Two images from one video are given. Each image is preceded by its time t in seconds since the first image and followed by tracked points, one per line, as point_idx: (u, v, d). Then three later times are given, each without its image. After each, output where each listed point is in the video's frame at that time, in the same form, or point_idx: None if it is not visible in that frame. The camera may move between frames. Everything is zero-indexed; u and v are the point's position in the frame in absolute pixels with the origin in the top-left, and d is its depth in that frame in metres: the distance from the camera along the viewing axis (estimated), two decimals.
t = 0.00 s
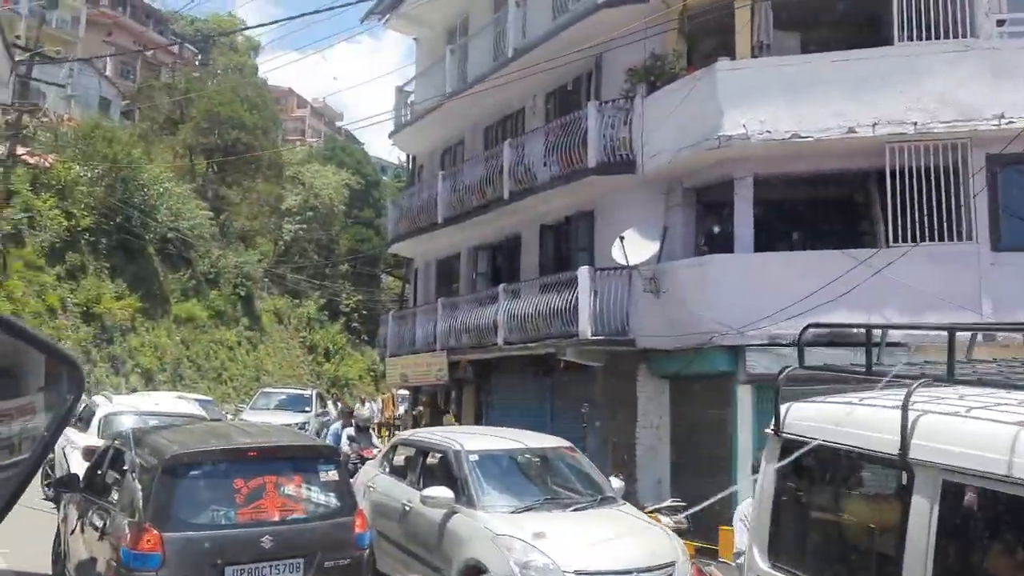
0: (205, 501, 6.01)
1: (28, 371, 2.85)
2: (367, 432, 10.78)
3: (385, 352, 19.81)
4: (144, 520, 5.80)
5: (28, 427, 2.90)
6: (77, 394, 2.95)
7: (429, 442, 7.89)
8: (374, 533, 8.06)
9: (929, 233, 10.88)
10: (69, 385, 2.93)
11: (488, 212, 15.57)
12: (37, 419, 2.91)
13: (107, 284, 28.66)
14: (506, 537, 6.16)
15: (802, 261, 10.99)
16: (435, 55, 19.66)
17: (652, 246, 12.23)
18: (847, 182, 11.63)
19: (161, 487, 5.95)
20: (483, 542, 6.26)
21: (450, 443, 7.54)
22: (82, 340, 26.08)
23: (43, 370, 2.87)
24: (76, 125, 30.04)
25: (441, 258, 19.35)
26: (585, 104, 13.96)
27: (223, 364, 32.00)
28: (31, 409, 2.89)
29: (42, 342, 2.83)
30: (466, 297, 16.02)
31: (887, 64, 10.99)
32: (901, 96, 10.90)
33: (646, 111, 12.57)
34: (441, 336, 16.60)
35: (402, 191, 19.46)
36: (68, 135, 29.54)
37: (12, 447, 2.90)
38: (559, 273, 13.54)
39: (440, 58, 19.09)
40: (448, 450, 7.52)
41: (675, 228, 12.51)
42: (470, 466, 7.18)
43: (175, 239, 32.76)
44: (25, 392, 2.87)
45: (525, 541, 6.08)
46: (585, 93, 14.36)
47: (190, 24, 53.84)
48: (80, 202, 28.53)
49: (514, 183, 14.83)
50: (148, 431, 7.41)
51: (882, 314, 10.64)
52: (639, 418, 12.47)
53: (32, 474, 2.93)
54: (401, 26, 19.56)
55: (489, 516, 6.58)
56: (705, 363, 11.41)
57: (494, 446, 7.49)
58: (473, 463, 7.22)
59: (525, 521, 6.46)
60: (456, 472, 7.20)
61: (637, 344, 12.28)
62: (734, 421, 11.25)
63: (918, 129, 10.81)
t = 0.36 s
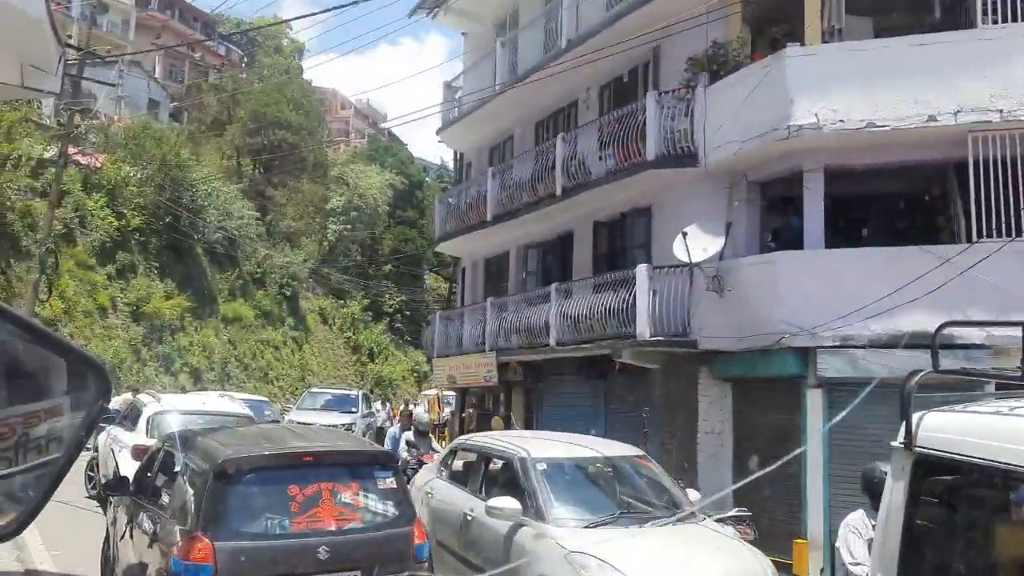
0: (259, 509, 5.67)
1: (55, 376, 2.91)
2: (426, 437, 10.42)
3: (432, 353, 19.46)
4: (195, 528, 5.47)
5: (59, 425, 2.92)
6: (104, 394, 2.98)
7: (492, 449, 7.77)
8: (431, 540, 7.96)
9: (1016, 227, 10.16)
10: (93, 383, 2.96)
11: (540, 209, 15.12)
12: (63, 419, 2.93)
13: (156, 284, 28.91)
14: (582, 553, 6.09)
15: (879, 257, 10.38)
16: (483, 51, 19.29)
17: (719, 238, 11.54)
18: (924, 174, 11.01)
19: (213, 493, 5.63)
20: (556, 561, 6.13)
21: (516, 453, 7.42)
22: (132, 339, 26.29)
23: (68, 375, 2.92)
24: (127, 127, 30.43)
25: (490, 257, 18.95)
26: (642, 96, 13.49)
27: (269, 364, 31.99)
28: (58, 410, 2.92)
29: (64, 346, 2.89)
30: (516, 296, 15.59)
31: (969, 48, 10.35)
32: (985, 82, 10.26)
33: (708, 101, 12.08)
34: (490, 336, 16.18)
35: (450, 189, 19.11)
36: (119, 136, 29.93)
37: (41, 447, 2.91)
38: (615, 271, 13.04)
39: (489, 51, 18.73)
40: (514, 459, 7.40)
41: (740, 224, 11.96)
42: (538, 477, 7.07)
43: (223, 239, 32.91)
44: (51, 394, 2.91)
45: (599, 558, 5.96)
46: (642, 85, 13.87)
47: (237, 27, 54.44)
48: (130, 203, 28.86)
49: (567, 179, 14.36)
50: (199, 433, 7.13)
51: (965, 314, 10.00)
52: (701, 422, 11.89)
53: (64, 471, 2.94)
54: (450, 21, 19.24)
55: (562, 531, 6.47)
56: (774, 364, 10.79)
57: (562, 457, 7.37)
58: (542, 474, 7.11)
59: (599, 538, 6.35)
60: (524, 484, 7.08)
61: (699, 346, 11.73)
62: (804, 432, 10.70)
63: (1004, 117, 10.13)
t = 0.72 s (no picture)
0: (286, 514, 5.31)
1: (72, 378, 2.75)
2: (462, 436, 10.04)
3: (457, 348, 19.07)
4: (219, 535, 5.14)
5: (77, 429, 2.77)
6: (122, 396, 2.82)
7: (526, 448, 7.23)
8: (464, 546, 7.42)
9: None
10: (108, 381, 2.79)
11: (569, 201, 14.72)
12: (81, 423, 2.77)
13: (179, 278, 28.78)
14: (629, 563, 5.58)
15: (931, 250, 9.90)
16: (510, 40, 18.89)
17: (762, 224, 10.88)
18: (976, 162, 10.50)
19: (237, 497, 5.29)
20: (599, 569, 5.67)
21: (553, 452, 6.88)
22: (155, 333, 26.17)
23: (84, 375, 2.76)
24: (150, 120, 30.36)
25: (515, 251, 18.56)
26: (677, 84, 13.05)
27: (291, 359, 31.77)
28: (76, 412, 2.76)
29: (77, 345, 2.74)
30: (545, 290, 15.17)
31: None
32: None
33: (747, 88, 11.61)
34: (517, 331, 15.77)
35: (475, 181, 18.73)
36: (143, 129, 29.89)
37: (59, 450, 2.75)
38: (649, 265, 12.61)
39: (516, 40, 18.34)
40: (550, 460, 6.86)
41: (781, 216, 11.49)
42: (577, 478, 6.53)
43: (246, 233, 32.76)
44: (67, 394, 2.73)
45: (648, 568, 5.47)
46: (677, 72, 13.42)
47: (259, 22, 54.35)
48: (152, 196, 28.77)
49: (598, 170, 13.91)
50: (223, 431, 6.77)
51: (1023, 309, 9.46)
52: (739, 421, 11.46)
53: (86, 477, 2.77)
54: (475, 10, 18.87)
55: (604, 537, 5.95)
56: (819, 362, 10.31)
57: (601, 457, 6.82)
58: (583, 474, 6.56)
59: (646, 545, 5.83)
60: (562, 485, 6.55)
61: (738, 343, 11.27)
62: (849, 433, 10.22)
63: None
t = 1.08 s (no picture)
0: (308, 517, 5.01)
1: (81, 365, 2.72)
2: (496, 435, 9.75)
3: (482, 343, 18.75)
4: (239, 539, 4.85)
5: (86, 421, 2.70)
6: (131, 387, 2.77)
7: (559, 449, 6.76)
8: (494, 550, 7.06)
9: None
10: (118, 374, 2.76)
11: (598, 192, 14.35)
12: (88, 416, 2.70)
13: (203, 272, 28.73)
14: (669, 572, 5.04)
15: (981, 242, 9.46)
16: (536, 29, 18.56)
17: (800, 214, 10.46)
18: None
19: (257, 498, 4.99)
20: None
21: (588, 453, 6.36)
22: (179, 327, 26.12)
23: (93, 367, 2.73)
24: (174, 115, 30.38)
25: (542, 244, 18.22)
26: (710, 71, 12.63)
27: (315, 353, 31.63)
28: (83, 404, 2.70)
29: (85, 336, 2.74)
30: (572, 284, 14.81)
31: None
32: None
33: (785, 75, 11.17)
34: (544, 326, 15.41)
35: (500, 173, 18.42)
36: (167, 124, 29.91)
37: (67, 442, 2.66)
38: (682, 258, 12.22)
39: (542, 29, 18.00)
40: (584, 461, 6.35)
41: (820, 208, 11.06)
42: (613, 480, 6.01)
43: (269, 227, 32.71)
44: (75, 386, 2.69)
45: None
46: (711, 60, 13.03)
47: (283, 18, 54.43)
48: (176, 189, 28.77)
49: (629, 160, 13.53)
50: (244, 427, 6.50)
51: None
52: (776, 420, 11.05)
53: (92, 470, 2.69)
54: None
55: (643, 543, 5.41)
56: (861, 359, 9.85)
57: (638, 458, 6.30)
58: (619, 475, 6.07)
59: (688, 550, 5.30)
60: (597, 488, 6.03)
61: (775, 339, 10.85)
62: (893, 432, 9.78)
63: None
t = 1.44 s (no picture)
0: (332, 521, 4.78)
1: (101, 361, 2.64)
2: (523, 434, 9.54)
3: (505, 340, 18.52)
4: (260, 543, 4.65)
5: (105, 417, 2.65)
6: (151, 383, 2.74)
7: (590, 451, 6.46)
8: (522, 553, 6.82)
9: None
10: (137, 369, 2.71)
11: (625, 187, 14.06)
12: (108, 412, 2.65)
13: (228, 269, 28.74)
14: None
15: None
16: (561, 22, 18.27)
17: (837, 208, 10.10)
18: None
19: (278, 502, 4.78)
20: None
21: (621, 455, 6.06)
22: (202, 325, 26.10)
23: (113, 362, 2.66)
24: (197, 112, 30.39)
25: (567, 240, 17.96)
26: (742, 62, 12.30)
27: (337, 350, 31.58)
28: (103, 400, 2.63)
29: (107, 333, 2.64)
30: (599, 281, 14.53)
31: None
32: None
33: (820, 65, 10.83)
34: (569, 323, 15.15)
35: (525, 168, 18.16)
36: (190, 121, 29.91)
37: (87, 437, 2.60)
38: (712, 254, 11.91)
39: (567, 21, 17.71)
40: (617, 463, 6.05)
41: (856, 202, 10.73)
42: (648, 483, 5.69)
43: (293, 225, 32.69)
44: (95, 380, 2.62)
45: None
46: (742, 51, 12.70)
47: (306, 16, 54.51)
48: (200, 186, 28.79)
49: (657, 154, 13.24)
50: (265, 426, 6.31)
51: None
52: (811, 420, 10.72)
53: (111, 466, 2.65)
54: None
55: (681, 550, 5.09)
56: (898, 357, 9.57)
57: (673, 460, 5.98)
58: (653, 478, 5.75)
59: (727, 558, 5.00)
60: (631, 491, 5.72)
61: (810, 337, 10.51)
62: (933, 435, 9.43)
63: None
